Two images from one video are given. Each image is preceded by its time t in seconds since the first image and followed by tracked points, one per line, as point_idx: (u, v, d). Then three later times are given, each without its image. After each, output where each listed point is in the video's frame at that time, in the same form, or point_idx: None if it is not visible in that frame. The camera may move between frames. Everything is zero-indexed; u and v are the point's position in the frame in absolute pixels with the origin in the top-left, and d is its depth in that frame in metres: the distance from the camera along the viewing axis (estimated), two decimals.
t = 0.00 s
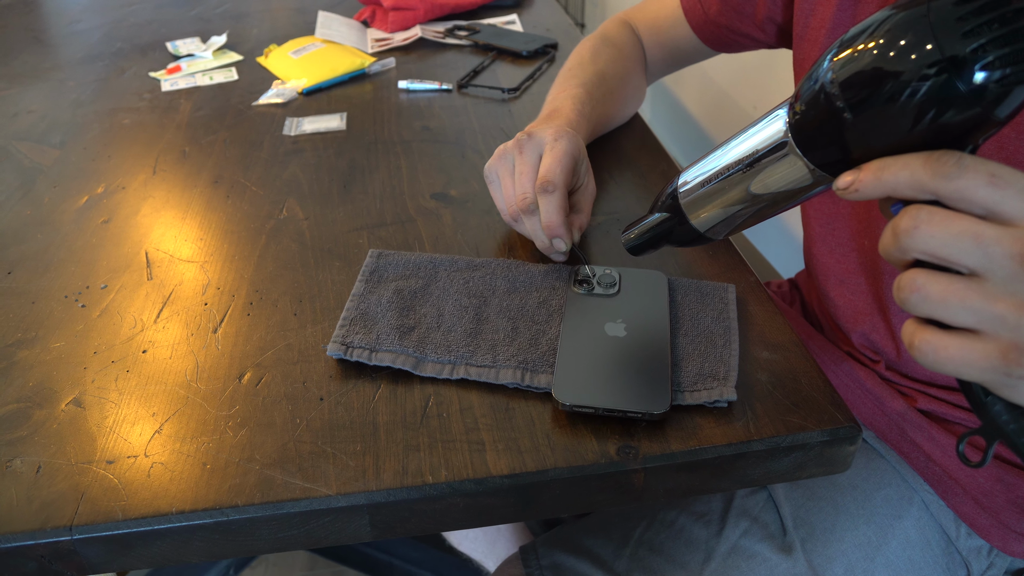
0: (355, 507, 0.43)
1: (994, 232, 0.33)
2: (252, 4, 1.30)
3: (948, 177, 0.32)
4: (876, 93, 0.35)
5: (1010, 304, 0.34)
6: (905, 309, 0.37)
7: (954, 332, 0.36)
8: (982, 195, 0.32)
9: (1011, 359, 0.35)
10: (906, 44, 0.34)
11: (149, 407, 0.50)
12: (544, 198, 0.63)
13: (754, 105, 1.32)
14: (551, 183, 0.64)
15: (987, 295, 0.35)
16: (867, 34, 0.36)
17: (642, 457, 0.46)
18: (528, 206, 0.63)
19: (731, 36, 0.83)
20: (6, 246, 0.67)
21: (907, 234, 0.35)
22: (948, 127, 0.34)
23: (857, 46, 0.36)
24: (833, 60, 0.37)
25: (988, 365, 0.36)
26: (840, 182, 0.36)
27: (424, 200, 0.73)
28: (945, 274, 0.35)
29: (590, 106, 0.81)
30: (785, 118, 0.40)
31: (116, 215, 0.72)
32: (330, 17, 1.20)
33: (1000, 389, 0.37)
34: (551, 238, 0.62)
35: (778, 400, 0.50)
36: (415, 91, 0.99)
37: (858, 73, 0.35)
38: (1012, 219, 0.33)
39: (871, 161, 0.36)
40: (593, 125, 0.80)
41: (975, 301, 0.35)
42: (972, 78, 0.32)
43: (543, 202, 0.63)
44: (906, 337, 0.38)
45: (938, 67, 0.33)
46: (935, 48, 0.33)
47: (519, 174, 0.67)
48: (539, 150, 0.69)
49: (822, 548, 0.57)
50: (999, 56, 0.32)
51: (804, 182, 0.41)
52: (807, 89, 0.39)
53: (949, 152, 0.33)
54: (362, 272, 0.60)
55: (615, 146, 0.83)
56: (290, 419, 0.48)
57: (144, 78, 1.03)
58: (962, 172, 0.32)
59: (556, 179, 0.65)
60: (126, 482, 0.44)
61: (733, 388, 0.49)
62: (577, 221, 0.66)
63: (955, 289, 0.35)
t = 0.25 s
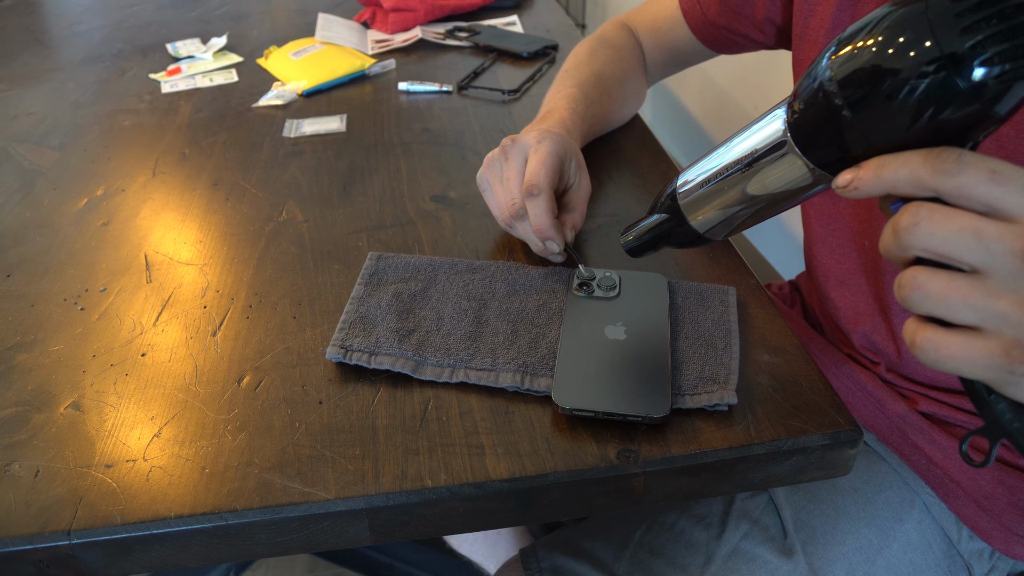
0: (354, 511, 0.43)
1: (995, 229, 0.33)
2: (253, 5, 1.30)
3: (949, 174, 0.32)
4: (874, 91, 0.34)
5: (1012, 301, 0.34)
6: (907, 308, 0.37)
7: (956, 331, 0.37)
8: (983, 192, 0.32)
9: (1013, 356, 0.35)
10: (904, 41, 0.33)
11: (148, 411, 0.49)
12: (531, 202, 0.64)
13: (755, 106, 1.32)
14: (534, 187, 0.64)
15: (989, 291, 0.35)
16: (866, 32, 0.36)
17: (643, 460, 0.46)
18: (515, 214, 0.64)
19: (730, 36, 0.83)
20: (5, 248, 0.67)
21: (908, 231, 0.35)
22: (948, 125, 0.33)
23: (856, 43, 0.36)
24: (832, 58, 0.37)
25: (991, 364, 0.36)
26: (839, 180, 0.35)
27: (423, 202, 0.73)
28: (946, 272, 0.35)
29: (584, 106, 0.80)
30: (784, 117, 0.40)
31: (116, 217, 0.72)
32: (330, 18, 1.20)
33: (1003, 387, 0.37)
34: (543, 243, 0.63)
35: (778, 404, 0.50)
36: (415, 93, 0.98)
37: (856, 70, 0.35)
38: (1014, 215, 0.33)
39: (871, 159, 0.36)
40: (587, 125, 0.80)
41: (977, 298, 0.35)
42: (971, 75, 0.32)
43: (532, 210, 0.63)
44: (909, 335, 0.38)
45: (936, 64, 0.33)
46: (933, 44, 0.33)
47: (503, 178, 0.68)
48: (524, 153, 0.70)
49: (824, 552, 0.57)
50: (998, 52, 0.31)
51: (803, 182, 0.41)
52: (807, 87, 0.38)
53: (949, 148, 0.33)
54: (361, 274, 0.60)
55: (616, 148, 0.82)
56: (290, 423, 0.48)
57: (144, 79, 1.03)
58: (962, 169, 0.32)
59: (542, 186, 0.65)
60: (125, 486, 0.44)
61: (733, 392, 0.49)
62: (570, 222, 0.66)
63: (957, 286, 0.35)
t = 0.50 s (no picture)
0: (354, 508, 0.43)
1: (1005, 224, 0.32)
2: (254, 1, 1.29)
3: (958, 169, 0.32)
4: (883, 85, 0.34)
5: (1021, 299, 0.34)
6: (915, 306, 0.37)
7: (965, 329, 0.36)
8: (993, 187, 0.32)
9: None
10: (913, 34, 0.33)
11: (148, 408, 0.49)
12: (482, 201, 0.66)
13: (758, 103, 1.31)
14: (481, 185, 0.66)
15: (998, 289, 0.34)
16: (873, 25, 0.35)
17: (643, 458, 0.45)
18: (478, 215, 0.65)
19: (731, 31, 0.83)
20: (5, 245, 0.67)
21: (917, 227, 0.34)
22: (957, 119, 0.33)
23: (863, 36, 0.35)
24: (838, 52, 0.36)
25: (999, 362, 0.35)
26: (848, 175, 0.35)
27: (424, 198, 0.73)
28: (955, 268, 0.35)
29: (565, 105, 0.80)
30: (790, 111, 0.39)
31: (116, 213, 0.72)
32: (332, 14, 1.20)
33: (1012, 386, 0.36)
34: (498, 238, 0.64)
35: (780, 401, 0.50)
36: (416, 89, 0.98)
37: (863, 65, 0.34)
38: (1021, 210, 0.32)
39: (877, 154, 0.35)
40: (567, 125, 0.80)
41: (987, 295, 0.34)
42: (981, 69, 0.31)
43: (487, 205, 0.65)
44: (916, 334, 0.38)
45: (945, 58, 0.32)
46: (943, 37, 0.32)
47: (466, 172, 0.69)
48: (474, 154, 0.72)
49: (826, 548, 0.57)
50: (1009, 46, 0.31)
51: (810, 177, 0.39)
52: (812, 82, 0.37)
53: (959, 143, 0.32)
54: (362, 271, 0.60)
55: (618, 145, 0.82)
56: (290, 420, 0.48)
57: (145, 75, 1.03)
58: (973, 163, 0.32)
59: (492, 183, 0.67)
60: (125, 482, 0.44)
61: (735, 389, 0.49)
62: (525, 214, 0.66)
63: (966, 283, 0.34)
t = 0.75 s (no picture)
0: (353, 509, 0.43)
1: (980, 238, 0.33)
2: None
3: (935, 181, 0.32)
4: (864, 92, 0.33)
5: (997, 313, 0.34)
6: (891, 316, 0.37)
7: (941, 341, 0.36)
8: (970, 200, 0.32)
9: (996, 368, 0.35)
10: (895, 42, 0.32)
11: (147, 408, 0.49)
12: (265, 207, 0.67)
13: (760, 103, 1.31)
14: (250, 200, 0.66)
15: (973, 303, 0.34)
16: (856, 31, 0.34)
17: (642, 459, 0.45)
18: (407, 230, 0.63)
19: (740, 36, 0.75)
20: (5, 243, 0.67)
21: (893, 238, 0.34)
22: (937, 129, 0.33)
23: (846, 43, 0.34)
24: (821, 58, 0.35)
25: (971, 374, 0.36)
26: (827, 185, 0.35)
27: (424, 198, 0.73)
28: (931, 281, 0.35)
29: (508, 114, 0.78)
30: (773, 118, 0.38)
31: (116, 212, 0.72)
32: (333, 12, 1.20)
33: (987, 399, 0.36)
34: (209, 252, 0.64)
35: (779, 401, 0.49)
36: (417, 88, 0.98)
37: (845, 72, 0.34)
38: (1000, 225, 0.32)
39: (859, 164, 0.34)
40: (522, 136, 0.78)
41: (961, 308, 0.34)
42: (961, 78, 0.31)
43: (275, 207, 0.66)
44: (893, 344, 0.38)
45: (928, 66, 0.31)
46: (924, 46, 0.31)
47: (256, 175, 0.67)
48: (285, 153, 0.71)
49: (822, 550, 0.57)
50: (988, 56, 0.30)
51: (792, 184, 0.39)
52: (795, 88, 0.37)
53: (937, 155, 0.32)
54: (361, 271, 0.60)
55: (619, 144, 0.82)
56: (289, 421, 0.48)
57: (145, 74, 1.03)
58: (949, 176, 0.32)
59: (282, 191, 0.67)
60: (123, 482, 0.44)
61: (735, 390, 0.49)
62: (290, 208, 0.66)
63: (940, 296, 0.35)
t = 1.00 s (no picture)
0: (351, 507, 0.43)
1: (992, 269, 0.31)
2: None
3: (944, 210, 0.30)
4: (867, 110, 0.31)
5: (1010, 347, 0.32)
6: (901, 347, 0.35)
7: (951, 372, 0.35)
8: (980, 229, 0.30)
9: (1009, 405, 0.34)
10: (899, 59, 0.31)
11: (145, 406, 0.49)
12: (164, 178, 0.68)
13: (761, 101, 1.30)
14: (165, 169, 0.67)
15: (985, 336, 0.33)
16: (858, 47, 0.32)
17: (641, 458, 0.45)
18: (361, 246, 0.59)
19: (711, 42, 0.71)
20: (4, 241, 0.67)
21: (901, 269, 0.32)
22: (943, 151, 0.31)
23: (847, 59, 0.33)
24: (821, 72, 0.34)
25: (983, 406, 0.34)
26: (831, 210, 0.32)
27: (424, 196, 0.73)
28: (941, 311, 0.33)
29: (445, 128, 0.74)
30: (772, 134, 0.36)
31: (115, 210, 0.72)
32: (333, 10, 1.19)
33: (999, 431, 0.36)
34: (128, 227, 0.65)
35: (779, 401, 0.49)
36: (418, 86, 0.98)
37: (848, 87, 0.32)
38: (1011, 254, 0.31)
39: (862, 189, 0.32)
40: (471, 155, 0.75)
41: (973, 342, 0.33)
42: (969, 98, 0.29)
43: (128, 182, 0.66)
44: (902, 374, 0.37)
45: (935, 83, 0.30)
46: (930, 63, 0.30)
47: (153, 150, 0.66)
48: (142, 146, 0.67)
49: (824, 552, 0.57)
50: (997, 76, 0.29)
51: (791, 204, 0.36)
52: (794, 103, 0.35)
53: (944, 181, 0.30)
54: (361, 269, 0.60)
55: (619, 143, 0.82)
56: (287, 419, 0.48)
57: (145, 72, 1.03)
58: (959, 205, 0.30)
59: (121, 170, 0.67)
60: (121, 480, 0.44)
61: (734, 389, 0.49)
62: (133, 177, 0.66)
63: (951, 328, 0.33)
